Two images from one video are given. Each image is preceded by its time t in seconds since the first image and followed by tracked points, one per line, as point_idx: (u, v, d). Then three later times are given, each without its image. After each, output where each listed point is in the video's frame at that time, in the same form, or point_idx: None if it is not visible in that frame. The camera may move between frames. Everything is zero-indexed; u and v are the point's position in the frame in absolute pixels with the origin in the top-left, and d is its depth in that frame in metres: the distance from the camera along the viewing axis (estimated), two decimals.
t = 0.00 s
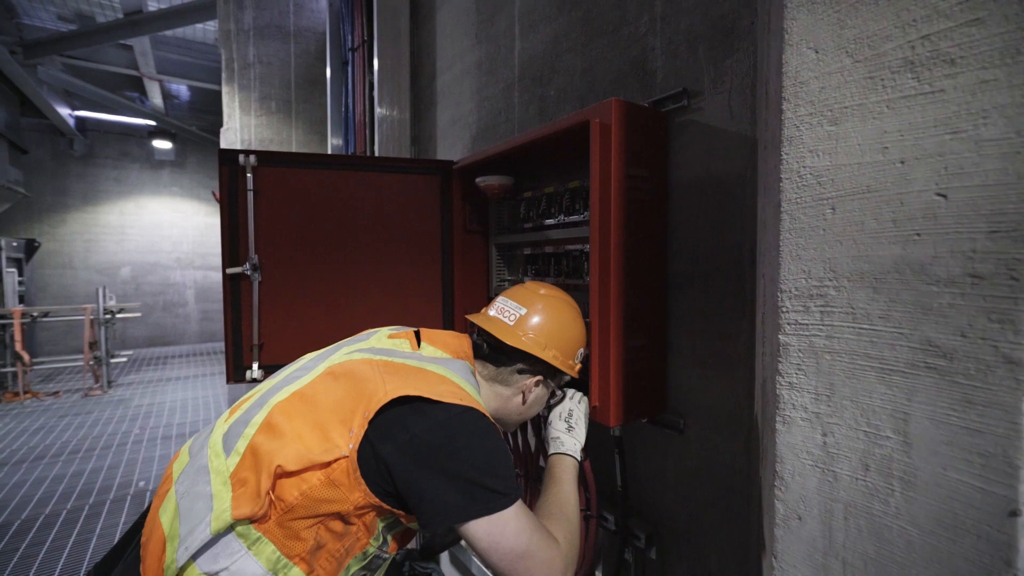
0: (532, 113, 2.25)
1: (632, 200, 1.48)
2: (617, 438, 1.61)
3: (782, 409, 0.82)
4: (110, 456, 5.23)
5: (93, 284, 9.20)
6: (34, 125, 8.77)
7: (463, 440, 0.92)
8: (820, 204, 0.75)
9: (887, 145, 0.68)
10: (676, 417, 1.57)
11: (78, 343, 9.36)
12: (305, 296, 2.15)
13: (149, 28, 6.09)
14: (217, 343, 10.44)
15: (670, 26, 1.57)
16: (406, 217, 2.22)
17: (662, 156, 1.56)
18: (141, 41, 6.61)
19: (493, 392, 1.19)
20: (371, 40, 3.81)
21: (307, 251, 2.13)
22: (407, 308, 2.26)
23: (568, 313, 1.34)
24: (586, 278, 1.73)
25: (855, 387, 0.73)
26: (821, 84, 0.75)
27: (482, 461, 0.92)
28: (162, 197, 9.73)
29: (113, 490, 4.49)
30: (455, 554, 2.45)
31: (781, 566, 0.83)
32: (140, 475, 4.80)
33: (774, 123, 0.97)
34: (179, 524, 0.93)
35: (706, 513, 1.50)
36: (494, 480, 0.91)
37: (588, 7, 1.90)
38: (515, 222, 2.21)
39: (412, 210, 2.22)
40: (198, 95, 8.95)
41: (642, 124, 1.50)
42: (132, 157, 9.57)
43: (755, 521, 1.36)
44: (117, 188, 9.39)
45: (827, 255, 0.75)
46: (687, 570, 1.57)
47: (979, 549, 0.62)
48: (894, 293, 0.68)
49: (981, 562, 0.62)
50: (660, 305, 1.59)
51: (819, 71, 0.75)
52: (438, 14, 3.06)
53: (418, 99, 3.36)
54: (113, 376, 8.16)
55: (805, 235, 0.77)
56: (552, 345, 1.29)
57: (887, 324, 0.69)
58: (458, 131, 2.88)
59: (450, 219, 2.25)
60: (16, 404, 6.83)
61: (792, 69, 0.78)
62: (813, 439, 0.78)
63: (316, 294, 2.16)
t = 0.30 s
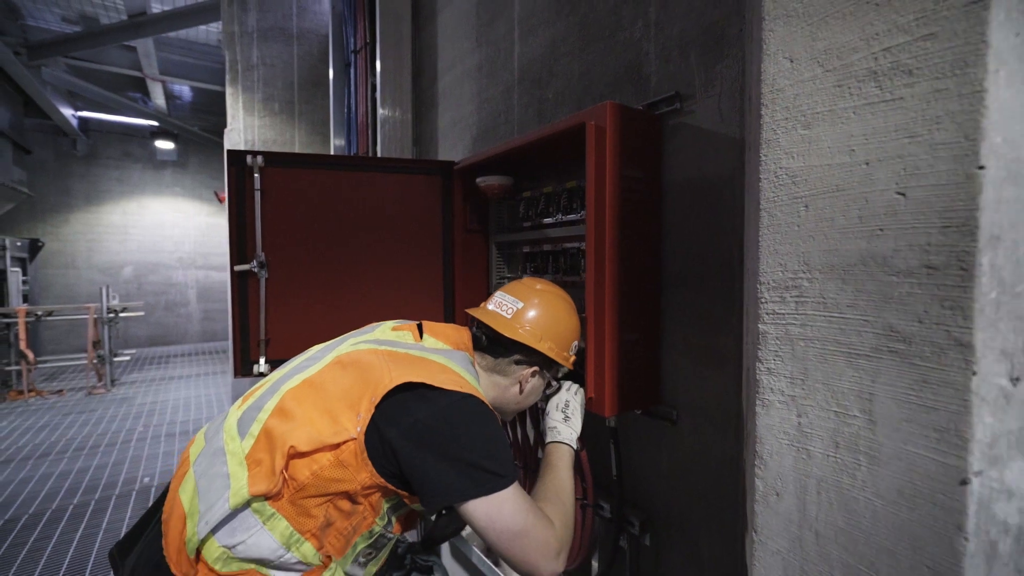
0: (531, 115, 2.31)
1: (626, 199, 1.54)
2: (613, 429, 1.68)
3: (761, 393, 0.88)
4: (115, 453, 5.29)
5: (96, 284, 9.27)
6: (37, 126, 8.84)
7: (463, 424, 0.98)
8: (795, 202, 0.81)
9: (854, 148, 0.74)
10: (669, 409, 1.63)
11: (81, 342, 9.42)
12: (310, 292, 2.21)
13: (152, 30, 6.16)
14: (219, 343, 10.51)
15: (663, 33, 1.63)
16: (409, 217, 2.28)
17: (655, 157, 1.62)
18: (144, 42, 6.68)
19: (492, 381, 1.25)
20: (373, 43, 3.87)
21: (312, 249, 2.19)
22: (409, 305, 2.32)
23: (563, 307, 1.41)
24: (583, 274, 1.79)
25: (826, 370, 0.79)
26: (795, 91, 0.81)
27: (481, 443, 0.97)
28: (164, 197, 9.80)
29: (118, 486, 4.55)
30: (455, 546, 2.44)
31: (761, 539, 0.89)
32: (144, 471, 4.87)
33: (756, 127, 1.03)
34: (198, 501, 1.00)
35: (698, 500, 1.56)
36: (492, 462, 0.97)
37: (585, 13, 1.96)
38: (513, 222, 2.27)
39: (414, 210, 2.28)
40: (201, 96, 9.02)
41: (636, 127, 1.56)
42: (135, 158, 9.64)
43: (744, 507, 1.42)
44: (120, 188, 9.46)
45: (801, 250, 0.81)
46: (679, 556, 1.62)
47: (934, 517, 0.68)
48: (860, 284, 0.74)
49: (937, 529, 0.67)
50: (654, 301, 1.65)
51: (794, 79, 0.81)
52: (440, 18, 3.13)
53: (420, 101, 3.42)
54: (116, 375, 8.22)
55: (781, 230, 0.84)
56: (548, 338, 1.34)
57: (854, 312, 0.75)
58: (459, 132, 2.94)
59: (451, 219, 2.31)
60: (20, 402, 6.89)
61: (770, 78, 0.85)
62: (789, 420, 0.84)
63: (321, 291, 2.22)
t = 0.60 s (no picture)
0: (532, 117, 2.37)
1: (623, 198, 1.59)
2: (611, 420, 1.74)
3: (748, 379, 0.94)
4: (120, 450, 5.35)
5: (99, 283, 9.33)
6: (41, 126, 8.90)
7: (467, 410, 1.04)
8: (779, 200, 0.87)
9: (832, 150, 0.80)
10: (665, 401, 1.69)
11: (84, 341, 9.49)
12: (317, 289, 2.27)
13: (156, 32, 6.21)
14: (221, 342, 10.58)
15: (659, 38, 1.69)
16: (412, 215, 2.34)
17: (652, 158, 1.68)
18: (149, 44, 6.74)
19: (493, 370, 1.32)
20: (376, 45, 3.93)
21: (318, 247, 2.25)
22: (413, 301, 2.38)
23: (562, 300, 1.46)
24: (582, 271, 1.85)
25: (807, 357, 0.84)
26: (778, 97, 0.87)
27: (483, 428, 1.03)
28: (167, 197, 9.87)
29: (124, 482, 4.62)
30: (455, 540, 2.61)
31: (748, 517, 0.95)
32: (149, 468, 4.93)
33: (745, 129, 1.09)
34: (217, 482, 1.06)
35: (693, 488, 1.61)
36: (493, 446, 1.02)
37: (584, 17, 2.02)
38: (514, 221, 2.33)
39: (418, 209, 2.34)
40: (204, 96, 9.09)
41: (633, 128, 1.61)
42: (138, 158, 9.71)
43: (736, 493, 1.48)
44: (123, 188, 9.53)
45: (784, 244, 0.87)
46: (676, 543, 1.68)
47: (904, 491, 0.73)
48: (837, 276, 0.80)
49: (906, 502, 0.73)
50: (650, 297, 1.70)
51: (777, 85, 0.88)
52: (442, 21, 3.19)
53: (422, 103, 3.48)
54: (120, 374, 8.29)
55: (766, 227, 0.90)
56: (547, 330, 1.40)
57: (833, 302, 0.80)
58: (461, 133, 3.00)
59: (454, 217, 2.37)
60: (24, 400, 6.95)
61: (756, 84, 0.91)
62: (773, 404, 0.90)
63: (327, 288, 2.28)
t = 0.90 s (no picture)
0: (534, 118, 2.43)
1: (622, 197, 1.66)
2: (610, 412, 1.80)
3: (738, 367, 1.00)
4: (125, 447, 5.42)
5: (102, 282, 9.40)
6: (45, 126, 8.97)
7: (472, 396, 1.09)
8: (766, 198, 0.94)
9: (814, 152, 0.86)
10: (662, 393, 1.75)
11: (87, 340, 9.55)
12: (324, 286, 2.33)
13: (160, 33, 6.28)
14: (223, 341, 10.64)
15: (657, 42, 1.76)
16: (417, 214, 2.40)
17: (650, 158, 1.74)
18: (153, 45, 6.82)
19: (495, 361, 1.38)
20: (380, 47, 4.00)
21: (326, 245, 2.31)
22: (417, 298, 2.44)
23: (561, 294, 1.52)
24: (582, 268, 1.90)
25: (792, 344, 0.90)
26: (765, 102, 0.94)
27: (488, 413, 1.09)
28: (169, 197, 9.94)
29: (130, 478, 4.69)
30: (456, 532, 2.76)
31: (738, 496, 1.01)
32: (154, 464, 4.99)
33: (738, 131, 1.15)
34: (238, 463, 1.12)
35: (689, 476, 1.67)
36: (498, 430, 1.08)
37: (585, 22, 2.08)
38: (516, 220, 2.36)
39: (422, 208, 2.40)
40: (207, 97, 9.16)
41: (632, 130, 1.67)
42: (141, 158, 9.78)
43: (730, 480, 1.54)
44: (126, 188, 9.60)
45: (771, 239, 0.93)
46: (673, 529, 1.74)
47: (879, 467, 0.79)
48: (819, 268, 0.86)
49: (881, 477, 0.79)
50: (648, 292, 1.76)
51: (765, 92, 0.94)
52: (445, 24, 3.25)
53: (425, 104, 3.54)
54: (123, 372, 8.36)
55: (755, 224, 0.96)
56: (546, 322, 1.45)
57: (815, 292, 0.86)
58: (464, 134, 3.07)
59: (458, 215, 2.43)
60: (29, 398, 7.01)
61: (746, 90, 0.98)
62: (762, 389, 0.96)
63: (334, 285, 2.34)
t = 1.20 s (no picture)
0: (536, 120, 2.49)
1: (621, 197, 1.72)
2: (609, 404, 1.86)
3: (730, 356, 1.06)
4: (131, 444, 5.49)
5: (105, 282, 9.47)
6: (48, 127, 9.04)
7: (477, 384, 1.16)
8: (756, 198, 1.00)
9: (800, 154, 0.92)
10: (660, 386, 1.81)
11: (91, 339, 9.62)
12: (331, 284, 2.40)
13: (164, 35, 6.34)
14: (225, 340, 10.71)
15: (655, 47, 1.82)
16: (421, 214, 2.46)
17: (649, 159, 1.80)
18: (157, 46, 6.88)
19: (497, 353, 1.44)
20: (383, 49, 4.06)
21: (333, 244, 2.37)
22: (422, 295, 2.50)
23: (559, 289, 1.57)
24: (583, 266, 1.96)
25: (780, 334, 0.96)
26: (755, 108, 1.00)
27: (493, 400, 1.15)
28: (172, 197, 10.02)
29: (137, 474, 4.76)
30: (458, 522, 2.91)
31: (731, 479, 1.06)
32: (160, 461, 5.06)
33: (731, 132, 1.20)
34: (257, 447, 1.18)
35: (686, 466, 1.73)
36: (502, 417, 1.14)
37: (586, 26, 2.14)
38: (518, 219, 2.41)
39: (427, 208, 2.46)
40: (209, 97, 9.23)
41: (631, 132, 1.74)
42: (143, 158, 9.85)
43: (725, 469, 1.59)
44: (130, 188, 9.68)
45: (760, 236, 0.99)
46: (670, 517, 1.80)
47: (858, 447, 0.84)
48: (805, 263, 0.91)
49: (860, 457, 0.84)
50: (647, 289, 1.82)
51: (755, 98, 1.00)
52: (449, 27, 3.32)
53: (428, 105, 3.61)
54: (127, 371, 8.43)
55: (745, 222, 1.02)
56: (545, 316, 1.52)
57: (801, 285, 0.92)
58: (467, 136, 3.13)
59: (461, 215, 2.49)
60: (35, 397, 7.08)
61: (737, 96, 1.04)
62: (752, 377, 1.02)
63: (341, 282, 2.41)
